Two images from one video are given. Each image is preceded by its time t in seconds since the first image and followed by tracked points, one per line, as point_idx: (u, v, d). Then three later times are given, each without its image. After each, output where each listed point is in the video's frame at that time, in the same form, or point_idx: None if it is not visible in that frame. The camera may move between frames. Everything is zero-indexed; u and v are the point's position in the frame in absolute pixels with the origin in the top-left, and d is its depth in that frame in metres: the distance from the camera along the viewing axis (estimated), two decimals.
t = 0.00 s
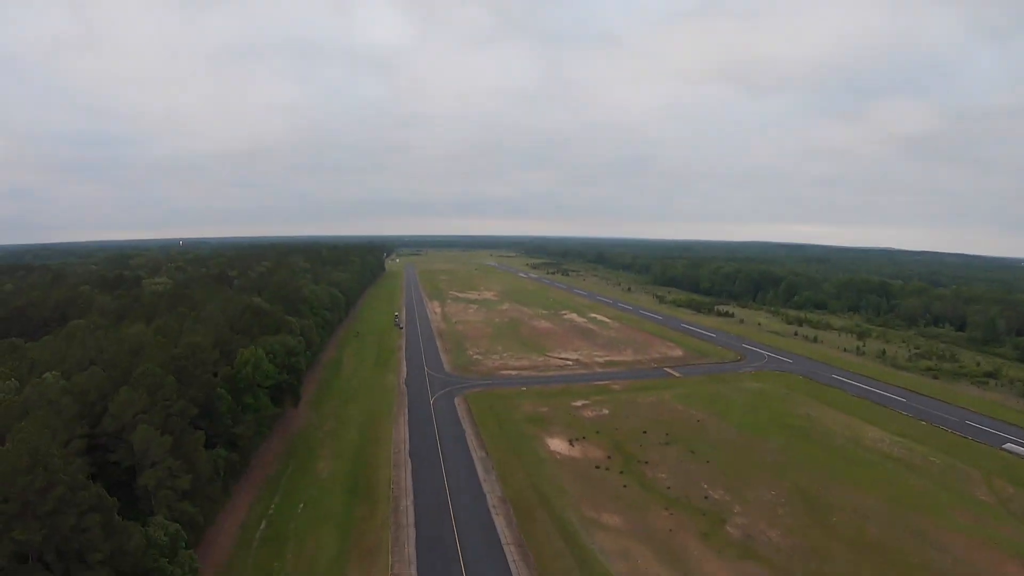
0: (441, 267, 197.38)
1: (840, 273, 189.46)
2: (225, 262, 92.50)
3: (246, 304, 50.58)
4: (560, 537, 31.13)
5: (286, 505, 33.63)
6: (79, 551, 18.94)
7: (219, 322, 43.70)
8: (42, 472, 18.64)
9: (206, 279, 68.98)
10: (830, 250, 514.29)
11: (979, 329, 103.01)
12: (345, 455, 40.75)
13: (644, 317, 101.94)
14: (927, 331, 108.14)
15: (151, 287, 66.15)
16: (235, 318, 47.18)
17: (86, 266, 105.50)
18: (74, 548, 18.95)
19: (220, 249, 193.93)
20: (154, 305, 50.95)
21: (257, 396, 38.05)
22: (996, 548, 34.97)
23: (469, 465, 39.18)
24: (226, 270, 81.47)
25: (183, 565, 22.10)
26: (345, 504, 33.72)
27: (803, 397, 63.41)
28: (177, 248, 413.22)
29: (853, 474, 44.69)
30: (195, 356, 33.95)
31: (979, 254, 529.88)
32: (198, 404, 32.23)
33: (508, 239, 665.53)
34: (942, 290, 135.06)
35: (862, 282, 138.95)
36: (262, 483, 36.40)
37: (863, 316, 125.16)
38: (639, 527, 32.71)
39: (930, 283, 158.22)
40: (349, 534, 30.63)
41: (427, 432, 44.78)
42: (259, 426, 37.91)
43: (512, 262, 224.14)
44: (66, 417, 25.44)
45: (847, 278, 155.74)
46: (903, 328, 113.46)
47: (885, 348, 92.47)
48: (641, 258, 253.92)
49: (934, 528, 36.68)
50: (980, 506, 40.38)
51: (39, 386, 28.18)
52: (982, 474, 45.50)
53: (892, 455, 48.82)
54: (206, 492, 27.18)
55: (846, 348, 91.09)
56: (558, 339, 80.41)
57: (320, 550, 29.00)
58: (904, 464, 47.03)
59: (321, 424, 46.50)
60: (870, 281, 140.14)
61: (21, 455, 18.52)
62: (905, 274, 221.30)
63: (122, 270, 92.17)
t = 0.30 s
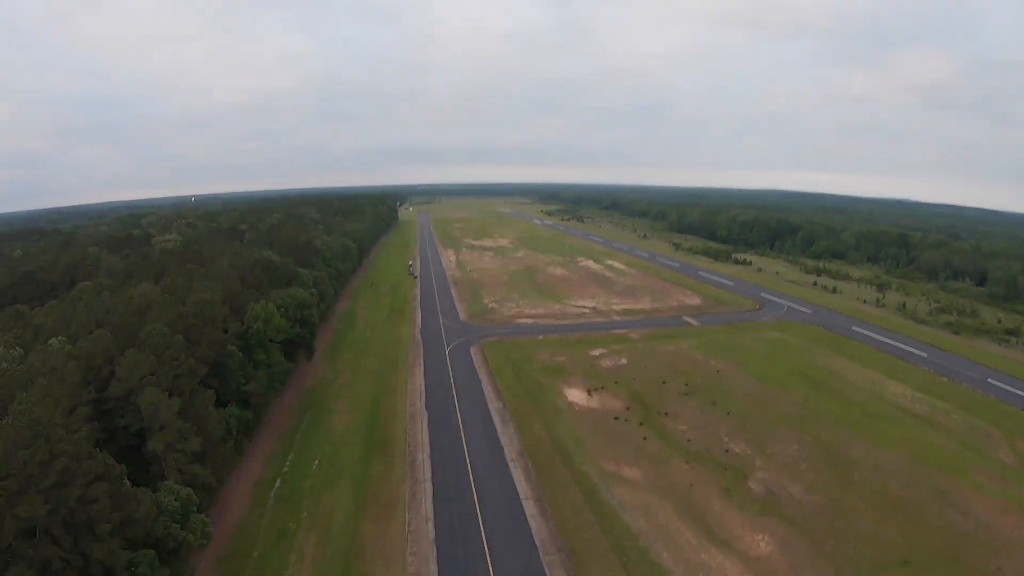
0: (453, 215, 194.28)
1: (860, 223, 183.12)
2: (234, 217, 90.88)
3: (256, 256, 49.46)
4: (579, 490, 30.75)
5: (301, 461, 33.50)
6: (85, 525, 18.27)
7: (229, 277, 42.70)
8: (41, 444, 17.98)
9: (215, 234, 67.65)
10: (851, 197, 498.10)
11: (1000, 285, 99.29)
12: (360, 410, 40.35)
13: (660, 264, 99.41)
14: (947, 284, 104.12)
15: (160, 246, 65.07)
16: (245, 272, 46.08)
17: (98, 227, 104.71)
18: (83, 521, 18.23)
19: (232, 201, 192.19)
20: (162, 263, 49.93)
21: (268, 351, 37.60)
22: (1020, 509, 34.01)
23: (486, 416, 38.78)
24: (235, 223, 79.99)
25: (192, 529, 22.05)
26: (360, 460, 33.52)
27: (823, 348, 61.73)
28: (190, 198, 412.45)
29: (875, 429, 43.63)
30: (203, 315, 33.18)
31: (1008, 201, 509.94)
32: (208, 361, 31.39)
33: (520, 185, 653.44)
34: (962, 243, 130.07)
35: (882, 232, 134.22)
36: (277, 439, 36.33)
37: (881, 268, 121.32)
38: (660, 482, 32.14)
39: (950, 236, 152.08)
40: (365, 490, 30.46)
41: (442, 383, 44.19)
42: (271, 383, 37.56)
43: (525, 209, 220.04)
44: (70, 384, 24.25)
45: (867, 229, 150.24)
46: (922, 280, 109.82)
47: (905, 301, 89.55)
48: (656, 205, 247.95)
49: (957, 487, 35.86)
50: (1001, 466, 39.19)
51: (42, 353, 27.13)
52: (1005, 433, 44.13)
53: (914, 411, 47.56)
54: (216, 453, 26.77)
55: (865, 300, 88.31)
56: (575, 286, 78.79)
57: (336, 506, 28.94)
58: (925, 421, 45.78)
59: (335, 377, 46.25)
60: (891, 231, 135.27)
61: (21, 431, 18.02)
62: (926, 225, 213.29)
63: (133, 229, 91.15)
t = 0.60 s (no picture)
0: (465, 167, 189.83)
1: (883, 180, 176.05)
2: (244, 173, 88.91)
3: (266, 212, 47.93)
4: (598, 452, 29.96)
5: (315, 422, 33.04)
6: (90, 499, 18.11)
7: (238, 235, 41.46)
8: (40, 421, 17.70)
9: (225, 191, 65.92)
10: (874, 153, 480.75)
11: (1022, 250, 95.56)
12: (375, 368, 39.75)
13: (679, 217, 96.29)
14: (969, 247, 99.58)
15: (169, 205, 63.77)
16: (255, 228, 44.66)
17: (111, 188, 103.66)
18: (88, 495, 18.01)
19: (244, 157, 189.31)
20: (170, 222, 48.71)
21: (279, 310, 36.72)
22: None
23: (502, 373, 37.89)
24: (245, 180, 78.06)
25: (202, 498, 21.87)
26: (374, 421, 32.95)
27: (846, 306, 59.67)
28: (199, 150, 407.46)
29: (899, 392, 42.31)
30: (211, 276, 32.59)
31: None
32: (217, 323, 30.65)
33: (532, 138, 638.00)
34: (985, 205, 124.65)
35: (904, 191, 129.12)
36: (291, 398, 35.84)
37: (903, 226, 117.16)
38: (682, 443, 31.32)
39: (973, 197, 146.29)
40: (379, 452, 30.01)
41: (457, 339, 43.22)
42: (283, 343, 36.78)
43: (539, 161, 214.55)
44: (72, 350, 23.67)
45: (891, 186, 144.16)
46: (942, 241, 105.96)
47: (927, 261, 86.34)
48: (674, 157, 240.44)
49: (981, 457, 34.63)
50: None
51: (47, 318, 26.63)
52: None
53: (938, 375, 46.00)
54: (227, 417, 26.27)
55: (886, 259, 85.22)
56: (593, 239, 76.51)
57: (349, 469, 28.60)
58: (948, 386, 44.24)
59: (349, 334, 45.47)
60: (914, 190, 129.98)
61: (19, 408, 17.67)
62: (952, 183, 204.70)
63: (143, 189, 89.89)
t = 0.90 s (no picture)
0: (477, 156, 188.28)
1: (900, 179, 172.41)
2: (254, 158, 88.14)
3: (273, 198, 46.98)
4: (609, 453, 28.97)
5: (318, 417, 32.48)
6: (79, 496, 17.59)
7: (243, 223, 40.64)
8: (26, 416, 17.13)
9: (234, 175, 65.15)
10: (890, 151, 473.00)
11: None
12: (381, 359, 39.01)
13: (693, 211, 94.47)
14: (986, 250, 96.80)
15: (177, 188, 63.10)
16: (261, 215, 43.82)
17: (122, 172, 103.38)
18: (76, 493, 17.52)
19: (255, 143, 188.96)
20: (176, 206, 48.03)
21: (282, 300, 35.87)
22: None
23: (511, 367, 36.93)
24: (255, 164, 77.25)
25: (197, 494, 21.54)
26: (378, 416, 32.23)
27: (863, 307, 58.07)
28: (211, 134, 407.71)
29: (920, 397, 40.86)
30: (212, 265, 32.35)
31: None
32: (217, 312, 30.31)
33: (543, 128, 633.14)
34: (1005, 207, 121.63)
35: (922, 191, 126.37)
36: (294, 390, 35.24)
37: (920, 226, 114.61)
38: (695, 447, 30.29)
39: (993, 199, 142.90)
40: (383, 449, 29.33)
41: (466, 331, 42.25)
42: (287, 333, 35.94)
43: (550, 152, 212.57)
44: (66, 340, 23.74)
45: (909, 185, 141.19)
46: (960, 243, 103.46)
47: (945, 263, 84.21)
48: (687, 150, 237.38)
49: (1004, 470, 33.27)
50: None
51: (43, 305, 26.82)
52: None
53: (958, 381, 44.50)
54: (225, 409, 25.90)
55: (903, 259, 83.10)
56: (606, 231, 75.10)
57: (351, 467, 28.07)
58: (970, 394, 42.76)
59: (356, 324, 44.62)
60: (933, 191, 127.04)
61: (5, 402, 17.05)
62: (970, 183, 200.32)
63: (153, 172, 89.46)
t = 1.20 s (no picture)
0: (484, 155, 187.34)
1: (911, 185, 170.44)
2: (260, 154, 87.60)
3: (276, 194, 46.32)
4: (617, 465, 27.95)
5: (316, 421, 32.32)
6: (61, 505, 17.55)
7: (245, 219, 40.36)
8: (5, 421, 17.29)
9: (238, 171, 64.37)
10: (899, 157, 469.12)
11: None
12: (383, 362, 38.21)
13: (702, 214, 93.27)
14: (999, 257, 94.99)
15: (181, 182, 62.45)
16: (263, 211, 43.35)
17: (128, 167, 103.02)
18: (57, 502, 17.45)
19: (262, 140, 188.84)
20: (177, 202, 47.53)
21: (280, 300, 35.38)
22: None
23: (517, 372, 35.99)
24: (260, 160, 76.46)
25: (185, 504, 21.41)
26: (379, 422, 31.89)
27: (876, 315, 56.75)
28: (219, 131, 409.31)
29: (938, 408, 39.50)
30: (208, 261, 32.57)
31: None
32: (213, 312, 30.43)
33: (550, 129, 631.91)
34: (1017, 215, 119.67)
35: (933, 198, 124.60)
36: (293, 392, 35.09)
37: (931, 233, 112.88)
38: (707, 459, 29.22)
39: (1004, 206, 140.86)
40: (383, 456, 28.97)
41: (471, 334, 41.29)
42: (286, 332, 35.51)
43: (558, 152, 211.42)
44: (55, 338, 23.92)
45: (920, 191, 139.27)
46: (972, 250, 101.70)
47: (957, 271, 82.66)
48: (695, 153, 235.77)
49: None
50: None
51: (34, 301, 27.07)
52: None
53: (976, 392, 43.12)
54: (218, 413, 26.43)
55: (915, 266, 81.61)
56: (614, 233, 74.02)
57: (349, 473, 27.79)
58: (989, 405, 41.35)
59: (359, 324, 43.78)
60: (944, 197, 125.22)
61: None
62: (982, 191, 197.72)
63: (157, 167, 88.69)
